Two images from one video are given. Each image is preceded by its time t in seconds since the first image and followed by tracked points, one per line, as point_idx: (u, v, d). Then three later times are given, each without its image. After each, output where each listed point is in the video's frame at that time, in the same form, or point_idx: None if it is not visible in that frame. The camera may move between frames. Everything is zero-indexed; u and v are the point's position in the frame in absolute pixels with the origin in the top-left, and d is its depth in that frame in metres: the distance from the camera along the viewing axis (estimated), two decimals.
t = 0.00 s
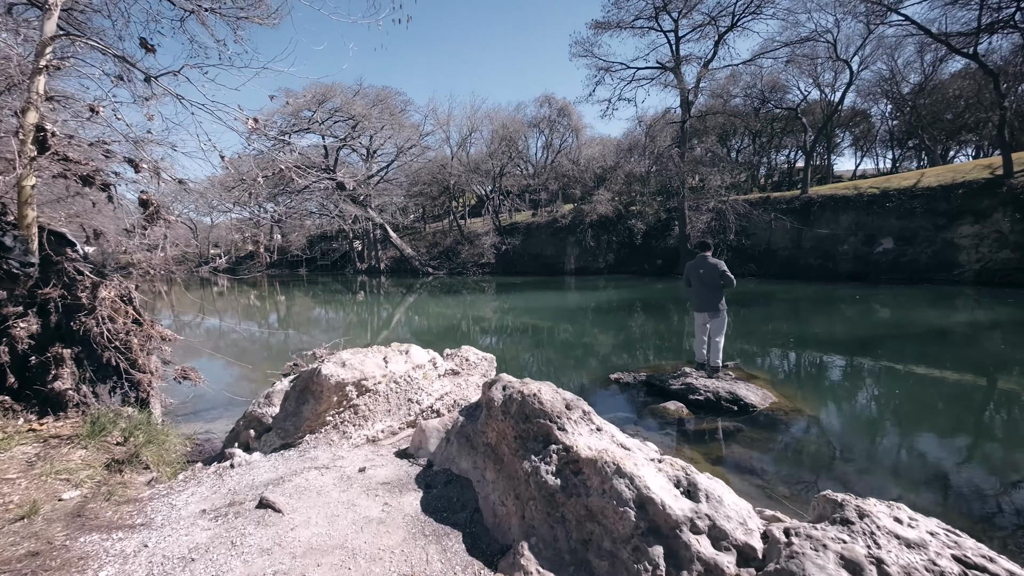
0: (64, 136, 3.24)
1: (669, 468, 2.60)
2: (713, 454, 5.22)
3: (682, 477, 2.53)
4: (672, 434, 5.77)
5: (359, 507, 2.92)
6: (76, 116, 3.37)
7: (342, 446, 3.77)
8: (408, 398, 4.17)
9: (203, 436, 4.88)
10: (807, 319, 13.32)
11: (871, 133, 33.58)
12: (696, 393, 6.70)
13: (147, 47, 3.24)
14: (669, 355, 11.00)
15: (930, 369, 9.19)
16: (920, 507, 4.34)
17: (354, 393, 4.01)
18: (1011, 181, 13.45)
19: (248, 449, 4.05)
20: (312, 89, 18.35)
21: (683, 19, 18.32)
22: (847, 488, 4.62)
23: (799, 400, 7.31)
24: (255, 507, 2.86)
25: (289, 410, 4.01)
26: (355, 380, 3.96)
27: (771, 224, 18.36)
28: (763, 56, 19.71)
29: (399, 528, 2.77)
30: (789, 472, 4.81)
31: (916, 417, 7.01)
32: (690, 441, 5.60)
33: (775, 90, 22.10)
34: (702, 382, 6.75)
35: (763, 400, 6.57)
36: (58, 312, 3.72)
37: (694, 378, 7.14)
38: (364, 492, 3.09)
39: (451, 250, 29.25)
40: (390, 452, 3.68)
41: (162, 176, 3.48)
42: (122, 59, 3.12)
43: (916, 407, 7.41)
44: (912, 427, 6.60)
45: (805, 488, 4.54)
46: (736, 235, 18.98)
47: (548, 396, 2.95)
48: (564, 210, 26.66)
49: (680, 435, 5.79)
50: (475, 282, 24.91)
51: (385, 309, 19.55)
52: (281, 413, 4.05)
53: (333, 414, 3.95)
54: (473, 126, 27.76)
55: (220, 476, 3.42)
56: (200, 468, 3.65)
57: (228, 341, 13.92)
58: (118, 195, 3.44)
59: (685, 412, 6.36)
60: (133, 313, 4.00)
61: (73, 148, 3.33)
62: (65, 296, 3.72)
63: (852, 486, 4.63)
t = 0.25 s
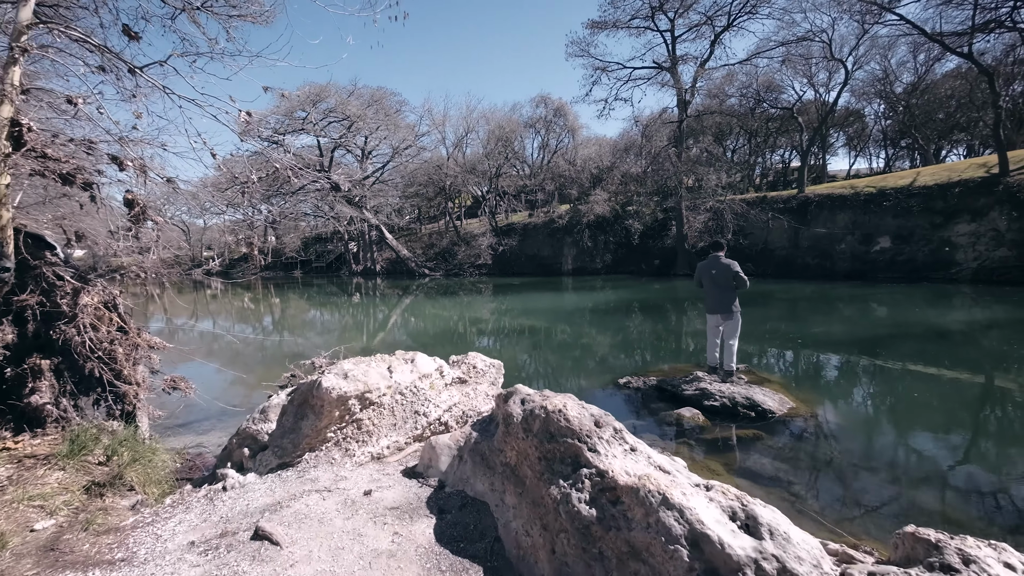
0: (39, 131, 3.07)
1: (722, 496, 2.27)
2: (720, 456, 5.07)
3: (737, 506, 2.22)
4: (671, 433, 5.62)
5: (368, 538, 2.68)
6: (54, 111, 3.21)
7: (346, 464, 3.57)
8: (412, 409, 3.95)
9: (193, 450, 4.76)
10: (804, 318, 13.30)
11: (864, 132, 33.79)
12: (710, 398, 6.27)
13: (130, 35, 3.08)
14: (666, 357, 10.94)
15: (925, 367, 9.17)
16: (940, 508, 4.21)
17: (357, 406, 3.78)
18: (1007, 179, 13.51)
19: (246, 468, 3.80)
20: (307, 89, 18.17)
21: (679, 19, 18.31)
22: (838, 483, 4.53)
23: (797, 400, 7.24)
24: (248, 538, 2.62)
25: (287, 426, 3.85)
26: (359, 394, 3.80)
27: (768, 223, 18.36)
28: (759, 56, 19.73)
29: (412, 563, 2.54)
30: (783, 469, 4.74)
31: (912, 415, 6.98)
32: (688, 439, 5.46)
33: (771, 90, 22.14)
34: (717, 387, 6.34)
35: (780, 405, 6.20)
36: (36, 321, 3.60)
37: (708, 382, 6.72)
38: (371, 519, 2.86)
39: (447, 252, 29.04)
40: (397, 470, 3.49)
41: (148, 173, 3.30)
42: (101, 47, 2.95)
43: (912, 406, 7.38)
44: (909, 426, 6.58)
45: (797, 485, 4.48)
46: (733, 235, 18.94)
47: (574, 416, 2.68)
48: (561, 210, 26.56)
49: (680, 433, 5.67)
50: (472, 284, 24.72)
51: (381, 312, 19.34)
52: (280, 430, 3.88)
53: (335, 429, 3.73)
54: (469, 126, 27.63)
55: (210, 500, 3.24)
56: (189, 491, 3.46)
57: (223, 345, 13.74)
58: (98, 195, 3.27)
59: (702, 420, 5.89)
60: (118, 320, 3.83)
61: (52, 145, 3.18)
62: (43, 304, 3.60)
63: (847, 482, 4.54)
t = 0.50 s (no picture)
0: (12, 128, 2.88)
1: (781, 529, 2.01)
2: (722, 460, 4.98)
3: (799, 539, 1.96)
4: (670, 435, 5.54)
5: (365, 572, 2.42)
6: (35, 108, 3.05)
7: (339, 485, 3.30)
8: (413, 420, 3.72)
9: (175, 463, 4.61)
10: (800, 317, 13.26)
11: (855, 133, 34.11)
12: (722, 403, 6.05)
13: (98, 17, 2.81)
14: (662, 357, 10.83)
15: (919, 364, 9.17)
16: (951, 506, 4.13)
17: (352, 420, 3.46)
18: (1000, 177, 13.60)
19: (229, 488, 3.49)
20: (298, 90, 17.95)
21: (673, 20, 18.31)
22: (838, 483, 4.47)
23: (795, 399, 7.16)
24: None
25: (275, 442, 3.48)
26: (354, 404, 3.47)
27: (763, 223, 18.37)
28: (752, 56, 19.80)
29: None
30: (782, 471, 4.67)
31: (907, 413, 6.94)
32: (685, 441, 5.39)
33: (764, 90, 22.24)
34: (728, 391, 6.12)
35: (796, 409, 5.96)
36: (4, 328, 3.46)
37: (717, 384, 6.49)
38: (369, 548, 2.59)
39: (442, 254, 28.82)
40: (396, 490, 3.23)
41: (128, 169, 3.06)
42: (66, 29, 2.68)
43: (907, 403, 7.35)
44: (904, 424, 6.53)
45: (797, 487, 4.42)
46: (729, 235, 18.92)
47: (607, 440, 2.38)
48: (556, 211, 26.46)
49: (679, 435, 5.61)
50: (467, 286, 24.52)
51: (375, 315, 19.09)
52: (265, 448, 3.50)
53: (326, 445, 3.41)
54: (463, 128, 27.49)
55: (187, 527, 2.97)
56: (166, 515, 3.22)
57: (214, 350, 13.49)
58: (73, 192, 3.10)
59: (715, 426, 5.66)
60: (92, 327, 3.68)
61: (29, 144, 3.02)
62: (10, 309, 3.45)
63: (844, 481, 4.47)
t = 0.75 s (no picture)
0: None
1: None
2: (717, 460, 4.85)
3: None
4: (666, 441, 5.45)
5: None
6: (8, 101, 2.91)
7: (321, 522, 3.04)
8: (406, 441, 3.49)
9: (145, 488, 4.38)
10: (795, 317, 13.22)
11: (845, 134, 34.42)
12: (735, 411, 5.71)
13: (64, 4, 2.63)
14: (658, 359, 10.74)
15: (913, 363, 9.09)
16: (953, 503, 4.02)
17: (337, 442, 3.21)
18: (992, 176, 13.69)
19: (192, 530, 3.11)
20: (289, 92, 17.70)
21: (666, 20, 18.31)
22: (833, 481, 4.35)
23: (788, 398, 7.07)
24: None
25: (248, 472, 3.19)
26: (338, 428, 3.20)
27: (758, 223, 18.39)
28: (744, 57, 19.85)
29: None
30: (779, 474, 4.56)
31: (901, 412, 6.85)
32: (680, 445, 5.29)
33: (756, 91, 22.33)
34: (741, 398, 5.80)
35: (814, 418, 5.63)
36: None
37: (727, 390, 6.20)
38: None
39: (436, 257, 28.57)
40: (388, 528, 2.99)
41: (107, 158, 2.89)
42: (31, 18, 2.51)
43: (901, 402, 7.25)
44: (898, 422, 6.44)
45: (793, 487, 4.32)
46: (724, 235, 18.91)
47: (660, 490, 2.16)
48: (551, 213, 26.34)
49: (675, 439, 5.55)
50: (462, 289, 24.28)
51: (369, 319, 18.81)
52: (237, 477, 3.20)
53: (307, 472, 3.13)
54: (456, 129, 27.32)
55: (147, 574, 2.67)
56: (121, 562, 2.92)
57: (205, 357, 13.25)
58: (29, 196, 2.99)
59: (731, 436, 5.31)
60: (46, 341, 3.43)
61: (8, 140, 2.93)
62: None
63: (840, 479, 4.36)
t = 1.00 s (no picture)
0: None
1: None
2: (712, 458, 4.77)
3: None
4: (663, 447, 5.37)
5: None
6: None
7: None
8: (400, 474, 3.24)
9: (108, 523, 4.07)
10: (790, 316, 13.19)
11: (834, 134, 34.74)
12: (751, 423, 5.27)
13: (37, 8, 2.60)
14: (654, 361, 10.64)
15: (906, 361, 9.03)
16: (953, 499, 3.95)
17: (321, 481, 2.86)
18: (983, 175, 13.81)
19: None
20: (278, 94, 17.43)
21: (657, 22, 18.33)
22: (830, 480, 4.27)
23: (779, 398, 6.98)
24: None
25: (212, 520, 2.83)
26: (320, 466, 2.82)
27: (751, 223, 18.45)
28: (735, 58, 19.92)
29: None
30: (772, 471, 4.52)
31: (893, 410, 6.78)
32: (677, 450, 5.23)
33: (748, 92, 22.42)
34: (759, 409, 5.36)
35: (834, 429, 5.22)
36: None
37: (741, 400, 5.76)
38: None
39: (430, 260, 28.30)
40: None
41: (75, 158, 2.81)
42: None
43: (894, 400, 7.17)
44: (891, 421, 6.36)
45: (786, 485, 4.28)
46: (718, 235, 18.92)
47: (721, 556, 1.96)
48: (545, 215, 26.23)
49: (673, 442, 5.54)
50: (456, 292, 24.06)
51: (361, 323, 18.53)
52: (200, 528, 2.85)
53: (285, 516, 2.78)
54: (449, 132, 27.14)
55: None
56: None
57: (194, 365, 12.98)
58: None
59: (748, 451, 4.80)
60: None
61: None
62: None
63: (834, 477, 4.30)
